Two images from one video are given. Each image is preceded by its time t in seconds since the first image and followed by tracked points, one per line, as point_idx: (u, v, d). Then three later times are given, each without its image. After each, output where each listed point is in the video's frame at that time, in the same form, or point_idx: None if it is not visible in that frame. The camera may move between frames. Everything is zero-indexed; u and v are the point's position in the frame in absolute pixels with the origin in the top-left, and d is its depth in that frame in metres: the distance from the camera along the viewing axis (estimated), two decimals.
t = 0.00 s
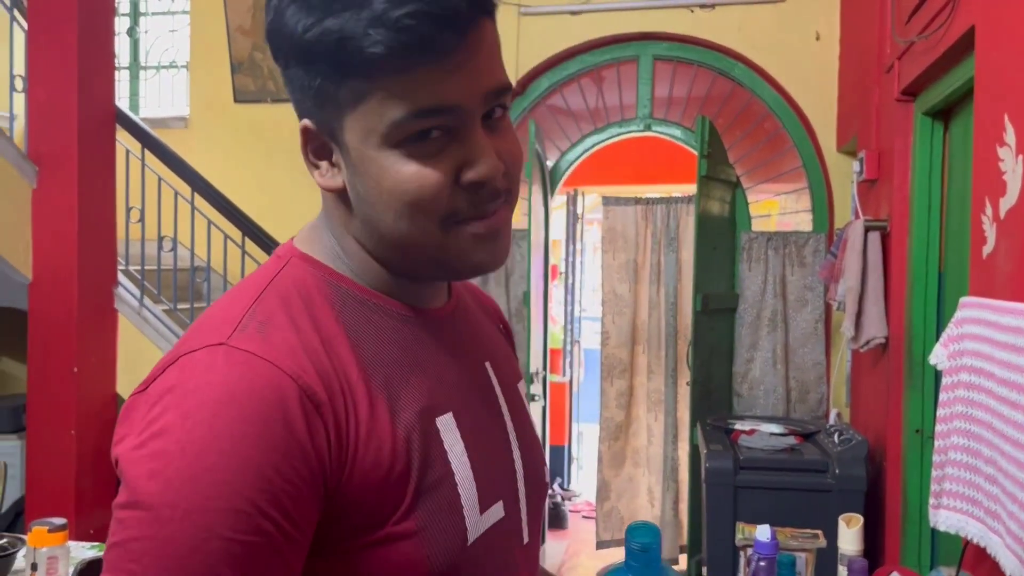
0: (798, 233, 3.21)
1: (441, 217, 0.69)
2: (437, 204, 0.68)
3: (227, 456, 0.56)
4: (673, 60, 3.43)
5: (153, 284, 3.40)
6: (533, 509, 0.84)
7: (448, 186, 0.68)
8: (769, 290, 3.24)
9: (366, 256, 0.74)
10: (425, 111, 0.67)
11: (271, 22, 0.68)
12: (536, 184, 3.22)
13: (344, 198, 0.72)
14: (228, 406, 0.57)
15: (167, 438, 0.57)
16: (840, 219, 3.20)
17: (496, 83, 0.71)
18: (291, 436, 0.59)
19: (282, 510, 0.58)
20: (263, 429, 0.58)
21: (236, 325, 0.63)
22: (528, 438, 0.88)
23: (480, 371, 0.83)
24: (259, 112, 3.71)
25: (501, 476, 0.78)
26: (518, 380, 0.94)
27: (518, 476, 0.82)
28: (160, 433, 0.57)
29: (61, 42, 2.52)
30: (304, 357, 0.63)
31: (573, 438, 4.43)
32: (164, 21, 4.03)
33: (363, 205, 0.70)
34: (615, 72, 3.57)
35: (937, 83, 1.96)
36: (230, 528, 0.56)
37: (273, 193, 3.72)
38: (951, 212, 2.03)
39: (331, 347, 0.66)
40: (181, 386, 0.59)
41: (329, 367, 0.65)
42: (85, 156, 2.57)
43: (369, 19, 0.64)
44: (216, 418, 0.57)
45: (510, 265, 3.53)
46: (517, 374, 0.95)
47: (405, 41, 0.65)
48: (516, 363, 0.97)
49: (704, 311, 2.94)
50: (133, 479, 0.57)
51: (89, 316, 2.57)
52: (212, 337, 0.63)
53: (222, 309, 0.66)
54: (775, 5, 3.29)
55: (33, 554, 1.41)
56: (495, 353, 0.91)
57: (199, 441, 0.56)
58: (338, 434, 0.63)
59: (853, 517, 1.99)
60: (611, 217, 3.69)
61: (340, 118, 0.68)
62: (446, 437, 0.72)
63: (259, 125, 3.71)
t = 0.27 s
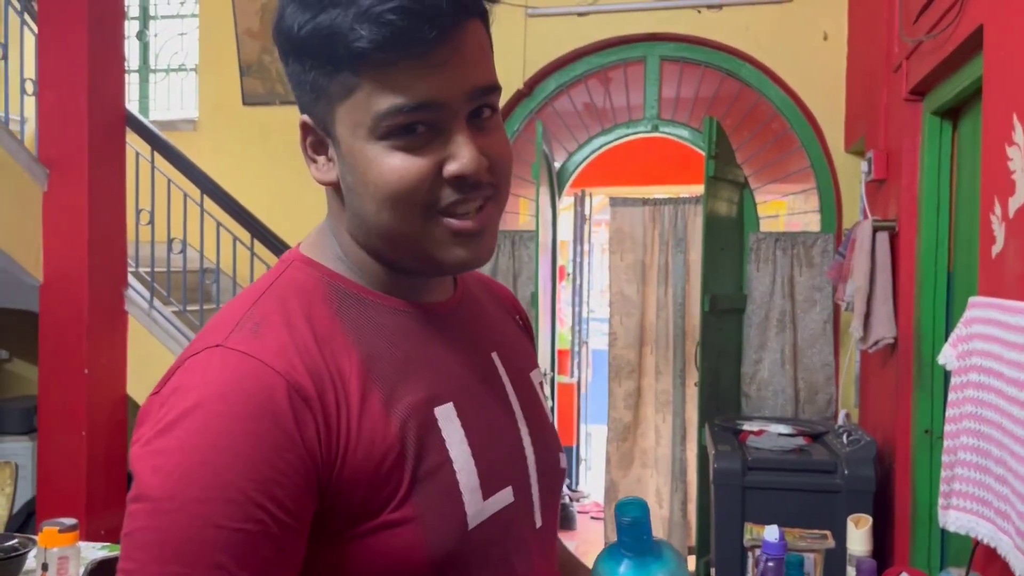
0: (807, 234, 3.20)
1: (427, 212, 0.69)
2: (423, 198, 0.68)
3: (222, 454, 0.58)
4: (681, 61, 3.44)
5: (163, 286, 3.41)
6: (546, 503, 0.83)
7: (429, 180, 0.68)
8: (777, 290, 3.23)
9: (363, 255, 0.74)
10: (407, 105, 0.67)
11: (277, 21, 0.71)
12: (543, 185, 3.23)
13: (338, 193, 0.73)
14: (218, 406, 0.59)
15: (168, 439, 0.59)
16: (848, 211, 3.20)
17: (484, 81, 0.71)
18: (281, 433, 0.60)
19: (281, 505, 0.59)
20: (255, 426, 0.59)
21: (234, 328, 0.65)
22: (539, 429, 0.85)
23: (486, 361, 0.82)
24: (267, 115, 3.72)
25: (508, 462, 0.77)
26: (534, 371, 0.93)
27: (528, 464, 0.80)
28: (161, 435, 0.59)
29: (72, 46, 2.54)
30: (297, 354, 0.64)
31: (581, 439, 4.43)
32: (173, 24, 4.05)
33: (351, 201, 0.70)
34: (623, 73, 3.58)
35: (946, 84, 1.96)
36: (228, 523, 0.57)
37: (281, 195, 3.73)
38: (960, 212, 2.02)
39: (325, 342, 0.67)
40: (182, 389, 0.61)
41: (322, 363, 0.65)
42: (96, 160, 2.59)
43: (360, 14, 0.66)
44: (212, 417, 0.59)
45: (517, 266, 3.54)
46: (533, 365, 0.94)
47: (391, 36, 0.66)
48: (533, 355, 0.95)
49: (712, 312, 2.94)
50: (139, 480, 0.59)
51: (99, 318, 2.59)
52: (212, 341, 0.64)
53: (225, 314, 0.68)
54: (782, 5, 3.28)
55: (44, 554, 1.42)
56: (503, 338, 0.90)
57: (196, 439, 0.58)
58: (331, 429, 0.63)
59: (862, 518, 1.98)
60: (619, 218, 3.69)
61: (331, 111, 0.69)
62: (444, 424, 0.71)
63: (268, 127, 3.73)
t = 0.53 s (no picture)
0: (814, 235, 3.19)
1: (455, 203, 0.70)
2: (451, 188, 0.69)
3: (259, 447, 0.60)
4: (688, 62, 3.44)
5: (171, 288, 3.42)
6: (574, 493, 0.82)
7: (456, 168, 0.69)
8: (785, 291, 3.23)
9: (393, 254, 0.74)
10: (436, 96, 0.69)
11: (321, 29, 0.75)
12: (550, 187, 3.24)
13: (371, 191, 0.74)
14: (256, 402, 0.61)
15: (209, 434, 0.61)
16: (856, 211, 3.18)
17: (510, 79, 0.72)
18: (315, 428, 0.61)
19: (318, 494, 0.61)
20: (290, 420, 0.61)
21: (269, 327, 0.66)
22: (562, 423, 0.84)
23: (514, 355, 0.82)
24: (275, 117, 3.73)
25: (535, 454, 0.77)
26: (560, 369, 0.91)
27: (553, 458, 0.80)
28: (203, 430, 0.62)
29: (80, 50, 2.55)
30: (328, 350, 0.65)
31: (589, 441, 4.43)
32: (181, 27, 4.06)
33: (383, 194, 0.71)
34: (629, 74, 3.58)
35: (955, 83, 1.95)
36: (268, 513, 0.60)
37: (288, 198, 3.74)
38: (968, 212, 2.01)
39: (355, 338, 0.68)
40: (220, 388, 0.63)
41: (353, 359, 0.66)
42: (104, 163, 2.60)
43: (393, 14, 0.70)
44: (248, 414, 0.60)
45: (525, 268, 3.54)
46: (560, 363, 0.93)
47: (422, 30, 0.69)
48: (558, 353, 0.94)
49: (720, 313, 2.93)
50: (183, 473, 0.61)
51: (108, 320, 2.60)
52: (249, 341, 0.66)
53: (261, 314, 0.70)
54: (790, 5, 3.28)
55: (54, 556, 1.42)
56: (527, 337, 0.88)
57: (236, 435, 0.60)
58: (363, 422, 0.65)
59: (871, 520, 1.98)
60: (626, 219, 3.69)
61: (365, 107, 0.72)
62: (470, 419, 0.71)
63: (275, 129, 3.74)
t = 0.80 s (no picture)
0: (821, 236, 3.19)
1: (511, 196, 0.70)
2: (512, 181, 0.70)
3: (305, 421, 0.58)
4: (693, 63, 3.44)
5: (178, 291, 3.43)
6: (597, 487, 0.81)
7: (524, 167, 0.69)
8: (792, 292, 3.22)
9: (443, 240, 0.74)
10: (527, 93, 0.69)
11: (442, 16, 0.76)
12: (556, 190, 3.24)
13: (437, 168, 0.73)
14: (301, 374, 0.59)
15: (252, 402, 0.59)
16: (863, 215, 3.20)
17: (596, 105, 0.73)
18: (359, 403, 0.60)
19: (357, 469, 0.60)
20: (337, 395, 0.59)
21: (316, 305, 0.65)
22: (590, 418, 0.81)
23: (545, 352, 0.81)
24: (281, 120, 3.74)
25: (564, 445, 0.75)
26: (587, 372, 0.89)
27: (581, 450, 0.78)
28: (248, 399, 0.60)
29: (87, 54, 2.56)
30: (374, 331, 0.64)
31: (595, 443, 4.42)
32: (187, 31, 4.07)
33: (447, 174, 0.71)
34: (635, 76, 3.58)
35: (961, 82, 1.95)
36: (309, 483, 0.58)
37: (295, 200, 3.75)
38: (975, 211, 2.01)
39: (398, 319, 0.67)
40: (266, 359, 0.61)
41: (394, 339, 0.65)
42: (111, 165, 2.61)
43: (514, 13, 0.71)
44: (292, 386, 0.59)
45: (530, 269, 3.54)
46: (588, 366, 0.91)
47: (536, 34, 0.69)
48: (586, 357, 0.93)
49: (726, 314, 2.92)
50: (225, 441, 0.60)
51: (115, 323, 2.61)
52: (297, 317, 0.64)
53: (310, 292, 0.68)
54: (796, 6, 3.27)
55: (62, 558, 1.43)
56: (560, 340, 0.87)
57: (282, 402, 0.58)
58: (401, 401, 0.63)
59: (879, 521, 1.97)
60: (632, 220, 3.68)
61: (456, 87, 0.72)
62: (503, 406, 0.70)
63: (282, 132, 3.75)
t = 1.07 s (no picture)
0: (827, 237, 3.19)
1: (573, 215, 0.71)
2: (577, 203, 0.70)
3: (358, 388, 0.58)
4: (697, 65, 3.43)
5: (185, 294, 3.44)
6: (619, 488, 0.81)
7: (592, 194, 0.70)
8: (797, 294, 3.21)
9: (499, 240, 0.74)
10: (617, 126, 0.70)
11: (559, 37, 0.77)
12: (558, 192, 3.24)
13: (512, 171, 0.74)
14: (355, 345, 0.60)
15: (304, 372, 0.60)
16: (869, 214, 3.18)
17: (672, 158, 0.74)
18: (408, 374, 0.60)
19: (404, 440, 0.60)
20: (387, 365, 0.60)
21: (369, 287, 0.66)
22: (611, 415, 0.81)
23: (575, 355, 0.80)
24: (287, 124, 3.75)
25: (589, 440, 0.75)
26: (613, 382, 0.89)
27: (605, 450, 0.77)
28: (300, 369, 0.61)
29: (95, 59, 2.57)
30: (421, 313, 0.65)
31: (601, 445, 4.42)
32: (193, 35, 4.09)
33: (522, 182, 0.72)
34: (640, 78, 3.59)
35: (966, 82, 1.94)
36: (358, 448, 0.58)
37: (300, 204, 3.76)
38: (981, 212, 2.01)
39: (443, 303, 0.68)
40: (318, 334, 0.62)
41: (440, 319, 0.66)
42: (118, 170, 2.62)
43: (626, 56, 0.71)
44: (346, 355, 0.59)
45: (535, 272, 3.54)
46: (613, 379, 0.90)
47: (642, 82, 0.70)
48: (613, 371, 0.91)
49: (732, 316, 2.92)
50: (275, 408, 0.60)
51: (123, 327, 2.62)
52: (348, 297, 0.65)
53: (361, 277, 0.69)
54: (801, 8, 3.27)
55: (70, 561, 1.43)
56: (590, 351, 0.86)
57: (336, 370, 0.59)
58: (446, 379, 0.64)
59: (885, 523, 1.97)
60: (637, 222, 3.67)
61: (555, 105, 0.72)
62: (534, 396, 0.70)
63: (287, 136, 3.76)
